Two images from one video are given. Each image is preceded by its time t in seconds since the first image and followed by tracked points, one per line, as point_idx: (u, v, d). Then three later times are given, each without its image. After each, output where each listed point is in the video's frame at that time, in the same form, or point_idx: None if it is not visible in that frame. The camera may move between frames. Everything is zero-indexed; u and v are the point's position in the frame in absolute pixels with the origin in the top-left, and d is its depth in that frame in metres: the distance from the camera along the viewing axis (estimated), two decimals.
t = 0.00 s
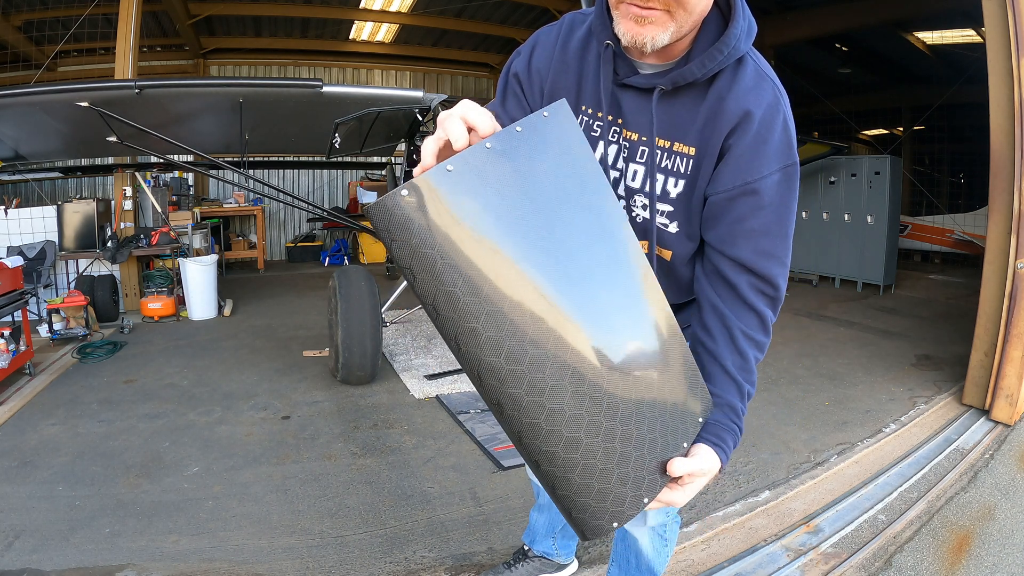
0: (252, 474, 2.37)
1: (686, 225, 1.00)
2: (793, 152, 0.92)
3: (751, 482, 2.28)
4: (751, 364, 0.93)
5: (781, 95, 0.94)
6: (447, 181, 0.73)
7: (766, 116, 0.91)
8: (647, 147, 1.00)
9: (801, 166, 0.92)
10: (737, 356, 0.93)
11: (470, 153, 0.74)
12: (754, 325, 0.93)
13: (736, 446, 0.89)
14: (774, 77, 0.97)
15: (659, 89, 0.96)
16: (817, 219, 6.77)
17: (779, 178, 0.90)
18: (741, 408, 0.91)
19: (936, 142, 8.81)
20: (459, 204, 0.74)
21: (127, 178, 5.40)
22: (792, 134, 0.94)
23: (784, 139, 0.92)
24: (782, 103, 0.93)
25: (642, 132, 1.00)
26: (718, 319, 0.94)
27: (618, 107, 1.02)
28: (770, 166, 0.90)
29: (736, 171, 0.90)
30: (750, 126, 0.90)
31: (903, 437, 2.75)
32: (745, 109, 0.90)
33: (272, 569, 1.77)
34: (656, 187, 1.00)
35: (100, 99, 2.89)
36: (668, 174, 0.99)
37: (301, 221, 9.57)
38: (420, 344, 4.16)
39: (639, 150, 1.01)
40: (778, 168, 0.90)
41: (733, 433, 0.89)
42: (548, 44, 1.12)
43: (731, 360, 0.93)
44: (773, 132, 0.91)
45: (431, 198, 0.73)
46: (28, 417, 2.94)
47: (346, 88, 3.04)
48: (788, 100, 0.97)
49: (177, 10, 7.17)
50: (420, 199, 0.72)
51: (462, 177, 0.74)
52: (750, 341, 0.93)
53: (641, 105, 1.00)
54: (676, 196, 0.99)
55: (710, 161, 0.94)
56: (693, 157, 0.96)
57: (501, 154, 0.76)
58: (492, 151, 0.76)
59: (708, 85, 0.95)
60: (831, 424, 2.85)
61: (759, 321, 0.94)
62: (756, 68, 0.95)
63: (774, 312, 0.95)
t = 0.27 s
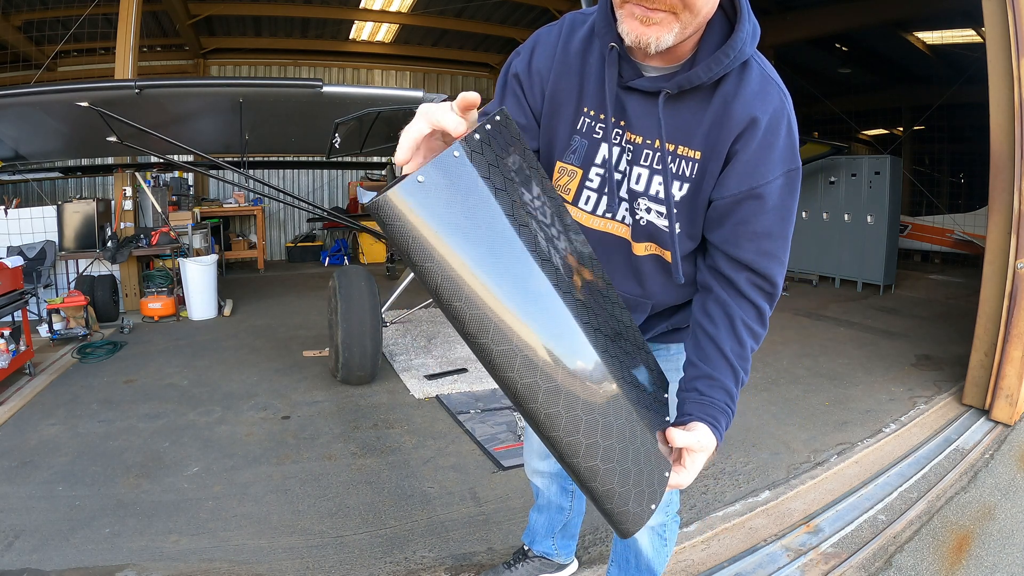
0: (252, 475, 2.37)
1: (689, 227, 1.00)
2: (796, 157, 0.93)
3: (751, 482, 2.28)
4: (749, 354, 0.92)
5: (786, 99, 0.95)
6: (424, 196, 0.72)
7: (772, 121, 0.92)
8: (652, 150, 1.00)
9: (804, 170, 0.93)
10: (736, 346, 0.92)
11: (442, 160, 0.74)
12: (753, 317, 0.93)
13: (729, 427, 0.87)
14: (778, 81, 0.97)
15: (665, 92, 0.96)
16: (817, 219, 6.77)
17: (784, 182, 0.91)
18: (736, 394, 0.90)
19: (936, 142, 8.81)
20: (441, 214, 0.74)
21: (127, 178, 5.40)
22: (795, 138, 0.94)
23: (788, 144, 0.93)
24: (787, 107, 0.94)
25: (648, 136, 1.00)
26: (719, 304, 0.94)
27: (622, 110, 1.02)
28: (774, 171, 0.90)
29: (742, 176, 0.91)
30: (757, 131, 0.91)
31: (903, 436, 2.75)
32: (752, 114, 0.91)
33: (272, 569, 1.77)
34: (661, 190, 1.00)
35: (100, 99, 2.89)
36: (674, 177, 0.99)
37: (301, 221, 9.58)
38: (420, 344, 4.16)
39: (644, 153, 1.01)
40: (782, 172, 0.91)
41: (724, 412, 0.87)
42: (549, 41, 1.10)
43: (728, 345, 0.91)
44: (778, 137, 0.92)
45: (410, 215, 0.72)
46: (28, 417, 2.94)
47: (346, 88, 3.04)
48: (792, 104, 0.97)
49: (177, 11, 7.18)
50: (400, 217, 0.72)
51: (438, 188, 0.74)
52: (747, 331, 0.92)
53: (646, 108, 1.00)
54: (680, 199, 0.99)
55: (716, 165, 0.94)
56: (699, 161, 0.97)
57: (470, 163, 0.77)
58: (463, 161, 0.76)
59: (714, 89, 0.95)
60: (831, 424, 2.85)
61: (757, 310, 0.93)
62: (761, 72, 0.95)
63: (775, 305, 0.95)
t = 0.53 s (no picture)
0: (252, 474, 2.37)
1: (691, 227, 1.00)
2: (799, 156, 0.93)
3: (751, 482, 2.28)
4: (744, 356, 0.91)
5: (789, 99, 0.95)
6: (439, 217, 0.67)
7: (774, 121, 0.92)
8: (655, 151, 1.00)
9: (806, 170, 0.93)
10: (731, 347, 0.91)
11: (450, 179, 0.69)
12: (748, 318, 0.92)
13: (722, 429, 0.86)
14: (781, 81, 0.98)
15: (668, 93, 0.96)
16: (817, 219, 6.77)
17: (786, 182, 0.91)
18: (730, 395, 0.89)
19: (936, 142, 8.81)
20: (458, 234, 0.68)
21: (127, 178, 5.40)
22: (797, 138, 0.95)
23: (791, 143, 0.93)
24: (789, 107, 0.94)
25: (650, 136, 1.00)
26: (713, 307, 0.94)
27: (624, 110, 1.02)
28: (776, 170, 0.91)
29: (744, 175, 0.91)
30: (759, 130, 0.91)
31: (903, 436, 2.75)
32: (755, 114, 0.91)
33: (272, 569, 1.77)
34: (664, 191, 1.00)
35: (100, 99, 2.89)
36: (676, 177, 0.99)
37: (301, 221, 9.58)
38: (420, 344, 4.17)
39: (647, 153, 1.01)
40: (784, 171, 0.91)
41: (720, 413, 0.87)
42: (550, 42, 1.09)
43: (723, 346, 0.90)
44: (781, 137, 0.92)
45: (424, 239, 0.66)
46: (27, 417, 2.94)
47: (346, 88, 3.04)
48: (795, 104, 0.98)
49: (177, 11, 7.18)
50: (415, 243, 0.66)
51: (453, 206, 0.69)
52: (742, 333, 0.91)
53: (649, 109, 1.00)
54: (683, 200, 0.99)
55: (718, 166, 0.94)
56: (702, 161, 0.97)
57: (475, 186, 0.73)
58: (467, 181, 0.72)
59: (717, 89, 0.95)
60: (831, 424, 2.85)
61: (751, 312, 0.93)
62: (764, 72, 0.95)
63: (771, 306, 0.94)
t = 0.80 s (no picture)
0: (252, 475, 2.38)
1: (689, 224, 1.00)
2: (797, 152, 0.93)
3: (751, 482, 2.28)
4: (732, 356, 0.90)
5: (787, 95, 0.96)
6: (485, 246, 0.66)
7: (772, 116, 0.92)
8: (654, 148, 1.00)
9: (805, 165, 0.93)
10: (717, 345, 0.90)
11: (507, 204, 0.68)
12: (739, 318, 0.91)
13: (698, 431, 0.85)
14: (779, 78, 0.98)
15: (666, 88, 0.96)
16: (817, 219, 6.77)
17: (784, 177, 0.91)
18: (713, 395, 0.89)
19: (936, 142, 8.81)
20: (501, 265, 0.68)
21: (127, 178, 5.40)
22: (795, 134, 0.95)
23: (789, 138, 0.93)
24: (787, 103, 0.95)
25: (649, 133, 1.00)
26: (703, 306, 0.93)
27: (623, 107, 1.02)
28: (774, 166, 0.91)
29: (740, 170, 0.91)
30: (756, 126, 0.91)
31: (903, 436, 2.75)
32: (752, 109, 0.91)
33: (272, 569, 1.77)
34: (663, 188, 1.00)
35: (101, 99, 2.89)
36: (675, 174, 0.99)
37: (301, 221, 9.58)
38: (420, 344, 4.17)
39: (646, 150, 1.01)
40: (782, 167, 0.91)
41: (699, 419, 0.86)
42: (550, 42, 1.10)
43: (709, 343, 0.90)
44: (778, 132, 0.92)
45: (473, 261, 0.66)
46: (27, 417, 2.94)
47: (346, 88, 3.04)
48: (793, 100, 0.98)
49: (177, 10, 7.18)
50: (465, 264, 0.66)
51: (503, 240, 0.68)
52: (731, 333, 0.91)
53: (647, 105, 0.99)
54: (682, 196, 0.99)
55: (716, 161, 0.94)
56: (700, 158, 0.97)
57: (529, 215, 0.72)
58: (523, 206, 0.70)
59: (714, 86, 0.95)
60: (831, 424, 2.85)
61: (744, 312, 0.92)
62: (761, 69, 0.96)
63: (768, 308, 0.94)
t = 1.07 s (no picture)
0: (252, 474, 2.37)
1: (683, 227, 1.00)
2: (792, 155, 0.91)
3: (751, 482, 2.28)
4: (706, 364, 0.89)
5: (785, 96, 0.94)
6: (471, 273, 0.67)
7: (767, 117, 0.90)
8: (650, 148, 0.99)
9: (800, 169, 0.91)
10: (690, 353, 0.90)
11: (504, 240, 0.66)
12: (719, 326, 0.90)
13: (660, 443, 0.87)
14: (778, 79, 0.97)
15: (663, 89, 0.95)
16: (817, 219, 6.77)
17: (776, 180, 0.89)
18: (681, 404, 0.89)
19: (935, 142, 8.81)
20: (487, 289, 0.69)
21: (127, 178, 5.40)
22: (793, 137, 0.92)
23: (784, 140, 0.91)
24: (785, 104, 0.92)
25: (646, 134, 1.00)
26: (683, 313, 0.93)
27: (620, 108, 1.02)
28: (766, 167, 0.89)
29: (732, 171, 0.90)
30: (750, 128, 0.90)
31: (903, 436, 2.75)
32: (746, 110, 0.90)
33: (272, 569, 1.77)
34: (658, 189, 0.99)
35: (101, 99, 2.89)
36: (670, 175, 0.98)
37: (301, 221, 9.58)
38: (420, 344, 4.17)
39: (642, 151, 1.01)
40: (775, 169, 0.89)
41: (667, 426, 0.87)
42: (553, 42, 1.11)
43: (682, 350, 0.90)
44: (773, 134, 0.90)
45: (451, 277, 0.67)
46: (27, 417, 2.94)
47: (346, 88, 3.04)
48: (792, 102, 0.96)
49: (177, 10, 7.18)
50: (445, 278, 0.68)
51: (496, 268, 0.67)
52: (706, 341, 0.89)
53: (644, 106, 0.99)
54: (676, 198, 0.99)
55: (710, 162, 0.93)
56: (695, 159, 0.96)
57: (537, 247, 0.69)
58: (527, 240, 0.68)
59: (711, 87, 0.94)
60: (831, 424, 2.85)
61: (721, 321, 0.90)
62: (759, 70, 0.95)
63: (753, 318, 0.91)
